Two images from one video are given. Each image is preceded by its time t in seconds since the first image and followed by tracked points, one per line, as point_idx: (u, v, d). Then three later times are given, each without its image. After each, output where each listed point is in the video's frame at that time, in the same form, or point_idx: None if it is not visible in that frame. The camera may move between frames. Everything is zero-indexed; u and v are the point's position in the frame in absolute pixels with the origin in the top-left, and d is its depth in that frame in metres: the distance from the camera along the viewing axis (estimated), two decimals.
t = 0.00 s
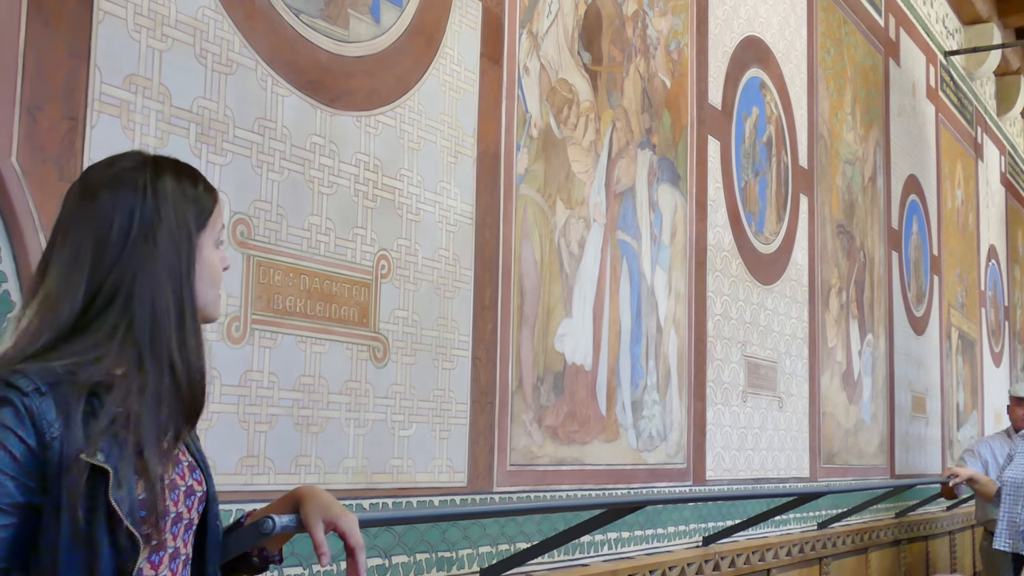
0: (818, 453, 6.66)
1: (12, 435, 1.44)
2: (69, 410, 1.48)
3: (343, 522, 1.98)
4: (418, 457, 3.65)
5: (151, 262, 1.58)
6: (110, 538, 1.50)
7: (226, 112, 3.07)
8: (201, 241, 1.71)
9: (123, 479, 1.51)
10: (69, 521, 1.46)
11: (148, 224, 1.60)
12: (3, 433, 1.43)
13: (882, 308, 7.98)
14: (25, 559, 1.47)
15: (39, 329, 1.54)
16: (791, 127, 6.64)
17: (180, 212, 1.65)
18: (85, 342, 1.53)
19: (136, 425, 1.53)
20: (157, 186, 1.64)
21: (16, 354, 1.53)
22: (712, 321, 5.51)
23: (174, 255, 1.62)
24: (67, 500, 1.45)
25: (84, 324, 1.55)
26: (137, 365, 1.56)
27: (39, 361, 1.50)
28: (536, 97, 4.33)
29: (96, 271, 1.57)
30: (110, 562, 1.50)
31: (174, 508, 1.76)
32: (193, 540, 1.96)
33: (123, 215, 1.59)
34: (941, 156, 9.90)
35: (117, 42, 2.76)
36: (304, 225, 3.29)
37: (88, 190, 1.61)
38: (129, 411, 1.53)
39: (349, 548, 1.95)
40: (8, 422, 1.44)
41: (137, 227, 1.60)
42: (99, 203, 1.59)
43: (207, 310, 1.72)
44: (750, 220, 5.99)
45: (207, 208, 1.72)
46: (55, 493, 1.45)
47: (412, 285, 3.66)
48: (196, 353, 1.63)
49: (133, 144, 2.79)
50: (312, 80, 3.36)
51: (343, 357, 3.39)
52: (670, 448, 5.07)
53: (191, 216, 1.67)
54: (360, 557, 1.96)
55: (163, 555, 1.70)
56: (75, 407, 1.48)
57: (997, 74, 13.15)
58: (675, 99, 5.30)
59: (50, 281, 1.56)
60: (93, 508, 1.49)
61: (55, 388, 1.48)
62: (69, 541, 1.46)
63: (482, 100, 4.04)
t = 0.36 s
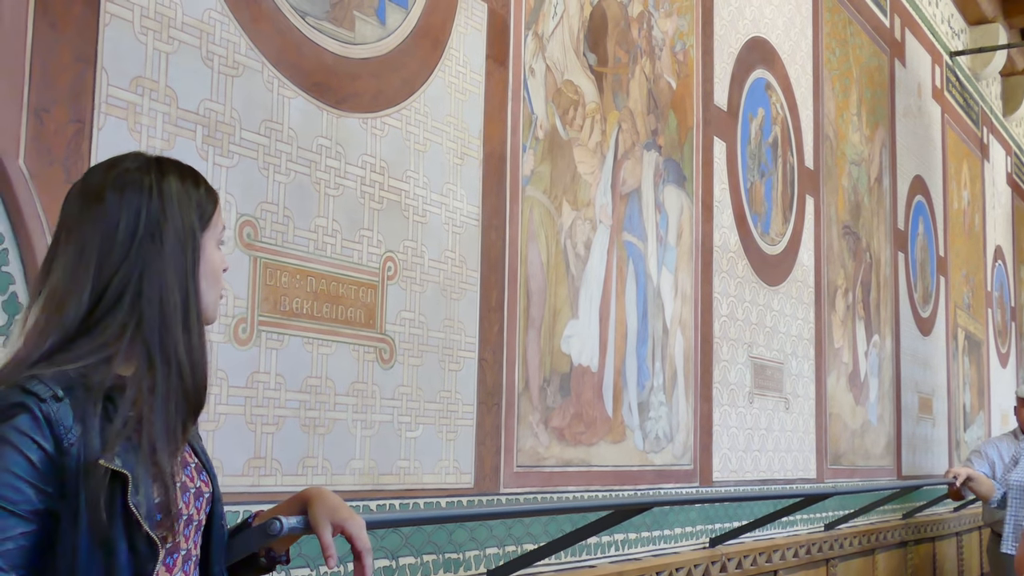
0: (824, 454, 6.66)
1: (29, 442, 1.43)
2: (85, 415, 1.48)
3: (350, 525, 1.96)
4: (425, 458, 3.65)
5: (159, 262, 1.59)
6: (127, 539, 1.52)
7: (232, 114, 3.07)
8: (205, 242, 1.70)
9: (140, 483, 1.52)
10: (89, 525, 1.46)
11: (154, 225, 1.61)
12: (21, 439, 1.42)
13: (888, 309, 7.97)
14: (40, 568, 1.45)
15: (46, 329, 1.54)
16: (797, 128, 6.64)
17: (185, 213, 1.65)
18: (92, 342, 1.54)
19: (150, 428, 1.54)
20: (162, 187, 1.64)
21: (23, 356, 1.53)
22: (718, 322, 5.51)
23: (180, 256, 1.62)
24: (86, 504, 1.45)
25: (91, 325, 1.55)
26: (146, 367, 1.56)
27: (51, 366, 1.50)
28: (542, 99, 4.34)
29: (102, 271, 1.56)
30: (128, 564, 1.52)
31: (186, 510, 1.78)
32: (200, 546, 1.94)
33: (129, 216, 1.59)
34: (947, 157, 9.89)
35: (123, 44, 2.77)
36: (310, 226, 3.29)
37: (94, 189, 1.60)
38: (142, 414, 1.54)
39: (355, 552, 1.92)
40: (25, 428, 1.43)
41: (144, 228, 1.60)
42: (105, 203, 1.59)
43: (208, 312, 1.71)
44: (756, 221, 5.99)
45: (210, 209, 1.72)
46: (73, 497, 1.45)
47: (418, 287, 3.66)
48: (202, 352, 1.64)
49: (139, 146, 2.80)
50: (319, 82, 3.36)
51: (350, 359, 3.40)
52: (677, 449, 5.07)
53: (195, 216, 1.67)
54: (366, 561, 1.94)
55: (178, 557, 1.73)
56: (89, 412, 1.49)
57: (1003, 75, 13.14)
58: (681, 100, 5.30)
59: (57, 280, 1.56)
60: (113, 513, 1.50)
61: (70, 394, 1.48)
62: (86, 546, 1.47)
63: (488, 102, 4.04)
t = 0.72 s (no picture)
0: (837, 456, 6.64)
1: (47, 446, 1.43)
2: (101, 418, 1.50)
3: (364, 527, 1.96)
4: (437, 460, 3.66)
5: (170, 261, 1.60)
6: (143, 542, 1.53)
7: (245, 116, 3.09)
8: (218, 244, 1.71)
9: (154, 486, 1.54)
10: (107, 529, 1.47)
11: (167, 223, 1.62)
12: (37, 444, 1.42)
13: (901, 310, 7.95)
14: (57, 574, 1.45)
15: (58, 322, 1.56)
16: (808, 129, 6.63)
17: (199, 213, 1.66)
18: (101, 339, 1.55)
19: (161, 430, 1.56)
20: (177, 186, 1.65)
21: (36, 349, 1.55)
22: (731, 323, 5.50)
23: (191, 256, 1.63)
24: (105, 507, 1.46)
25: (101, 321, 1.56)
26: (156, 366, 1.57)
27: (65, 366, 1.52)
28: (553, 100, 4.35)
29: (114, 268, 1.58)
30: (145, 566, 1.53)
31: (201, 511, 1.80)
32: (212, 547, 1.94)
33: (142, 214, 1.61)
34: (959, 158, 9.86)
35: (137, 47, 2.79)
36: (323, 228, 3.30)
37: (110, 187, 1.62)
38: (153, 416, 1.55)
39: (369, 553, 1.93)
40: (43, 433, 1.43)
41: (156, 227, 1.61)
42: (119, 200, 1.61)
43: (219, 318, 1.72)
44: (768, 222, 5.99)
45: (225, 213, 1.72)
46: (91, 501, 1.46)
47: (430, 288, 3.67)
48: (209, 353, 1.65)
49: (153, 148, 2.82)
50: (331, 84, 3.38)
51: (362, 360, 3.41)
52: (689, 451, 5.07)
53: (209, 217, 1.68)
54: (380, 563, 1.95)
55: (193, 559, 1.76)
56: (105, 415, 1.50)
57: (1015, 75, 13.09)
58: (692, 101, 5.30)
59: (68, 276, 1.58)
60: (131, 516, 1.51)
61: (84, 393, 1.49)
62: (105, 549, 1.47)
63: (500, 104, 4.05)
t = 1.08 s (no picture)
0: (852, 457, 6.62)
1: (62, 449, 1.45)
2: (117, 421, 1.51)
3: (379, 529, 1.97)
4: (452, 461, 3.67)
5: (192, 265, 1.61)
6: (160, 545, 1.52)
7: (261, 119, 3.10)
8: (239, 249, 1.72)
9: (170, 489, 1.54)
10: (121, 531, 1.48)
11: (189, 228, 1.63)
12: (54, 445, 1.44)
13: (916, 311, 7.92)
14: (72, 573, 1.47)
15: (81, 326, 1.57)
16: (823, 130, 6.62)
17: (220, 218, 1.67)
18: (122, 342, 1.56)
19: (179, 433, 1.56)
20: (198, 191, 1.66)
21: (58, 352, 1.57)
22: (745, 325, 5.49)
23: (213, 260, 1.64)
24: (119, 508, 1.47)
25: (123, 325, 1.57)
26: (176, 370, 1.58)
27: (85, 369, 1.53)
28: (568, 102, 4.35)
29: (135, 273, 1.59)
30: (160, 567, 1.52)
31: (215, 513, 1.81)
32: (229, 547, 1.95)
33: (164, 218, 1.62)
34: (975, 158, 9.82)
35: (153, 50, 2.80)
36: (338, 230, 3.31)
37: (132, 192, 1.63)
38: (171, 419, 1.55)
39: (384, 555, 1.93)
40: (58, 434, 1.45)
41: (178, 232, 1.62)
42: (142, 205, 1.62)
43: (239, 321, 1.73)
44: (783, 223, 5.98)
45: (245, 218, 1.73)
46: (106, 501, 1.47)
47: (445, 290, 3.68)
48: (230, 357, 1.66)
49: (169, 151, 2.83)
50: (346, 86, 3.39)
51: (377, 361, 3.41)
52: (704, 452, 5.06)
53: (230, 221, 1.68)
54: (395, 564, 1.95)
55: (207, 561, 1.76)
56: (122, 418, 1.51)
57: None
58: (707, 102, 5.29)
59: (90, 279, 1.59)
60: (145, 518, 1.51)
61: (102, 397, 1.51)
62: (121, 551, 1.48)
63: (514, 106, 4.06)
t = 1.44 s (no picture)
0: (869, 458, 6.61)
1: (80, 449, 1.45)
2: (135, 421, 1.51)
3: (396, 531, 1.95)
4: (469, 463, 3.67)
5: (208, 268, 1.61)
6: (176, 546, 1.52)
7: (278, 121, 3.12)
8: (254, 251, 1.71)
9: (187, 490, 1.54)
10: (139, 532, 1.47)
11: (205, 230, 1.62)
12: (72, 446, 1.45)
13: (933, 312, 7.90)
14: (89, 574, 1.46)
15: (99, 328, 1.57)
16: (839, 131, 6.61)
17: (236, 220, 1.66)
18: (140, 346, 1.56)
19: (195, 435, 1.56)
20: (215, 193, 1.65)
21: (77, 354, 1.57)
22: (761, 326, 5.49)
23: (229, 263, 1.64)
24: (137, 508, 1.47)
25: (140, 328, 1.58)
26: (193, 374, 1.59)
27: (102, 372, 1.53)
28: (583, 103, 4.35)
29: (152, 275, 1.59)
30: (176, 568, 1.51)
31: (231, 515, 1.79)
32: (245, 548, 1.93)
33: (181, 220, 1.61)
34: (992, 159, 9.79)
35: (171, 53, 2.82)
36: (355, 232, 3.32)
37: (150, 193, 1.63)
38: (189, 421, 1.56)
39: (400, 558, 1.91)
40: (76, 435, 1.45)
41: (194, 234, 1.61)
42: (159, 207, 1.61)
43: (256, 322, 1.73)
44: (798, 224, 5.97)
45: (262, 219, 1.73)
46: (123, 501, 1.47)
47: (461, 292, 3.68)
48: (246, 359, 1.66)
49: (187, 154, 2.85)
50: (362, 89, 3.40)
51: (394, 363, 3.42)
52: (720, 454, 5.06)
53: (246, 223, 1.68)
54: (411, 567, 1.93)
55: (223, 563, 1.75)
56: (140, 418, 1.52)
57: None
58: (722, 104, 5.30)
59: (108, 282, 1.59)
60: (162, 518, 1.51)
61: (119, 400, 1.51)
62: (138, 552, 1.48)
63: (530, 108, 4.07)
